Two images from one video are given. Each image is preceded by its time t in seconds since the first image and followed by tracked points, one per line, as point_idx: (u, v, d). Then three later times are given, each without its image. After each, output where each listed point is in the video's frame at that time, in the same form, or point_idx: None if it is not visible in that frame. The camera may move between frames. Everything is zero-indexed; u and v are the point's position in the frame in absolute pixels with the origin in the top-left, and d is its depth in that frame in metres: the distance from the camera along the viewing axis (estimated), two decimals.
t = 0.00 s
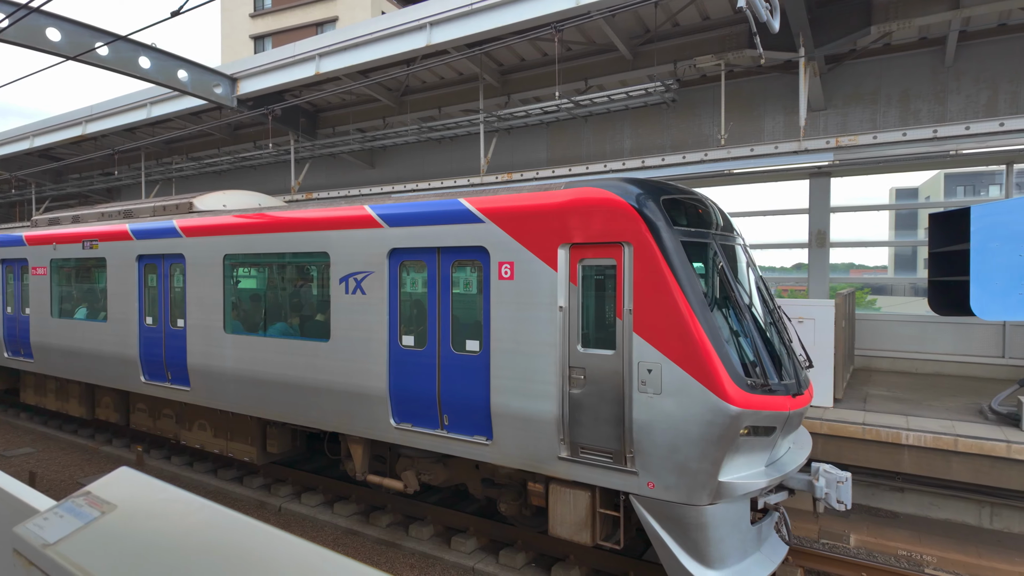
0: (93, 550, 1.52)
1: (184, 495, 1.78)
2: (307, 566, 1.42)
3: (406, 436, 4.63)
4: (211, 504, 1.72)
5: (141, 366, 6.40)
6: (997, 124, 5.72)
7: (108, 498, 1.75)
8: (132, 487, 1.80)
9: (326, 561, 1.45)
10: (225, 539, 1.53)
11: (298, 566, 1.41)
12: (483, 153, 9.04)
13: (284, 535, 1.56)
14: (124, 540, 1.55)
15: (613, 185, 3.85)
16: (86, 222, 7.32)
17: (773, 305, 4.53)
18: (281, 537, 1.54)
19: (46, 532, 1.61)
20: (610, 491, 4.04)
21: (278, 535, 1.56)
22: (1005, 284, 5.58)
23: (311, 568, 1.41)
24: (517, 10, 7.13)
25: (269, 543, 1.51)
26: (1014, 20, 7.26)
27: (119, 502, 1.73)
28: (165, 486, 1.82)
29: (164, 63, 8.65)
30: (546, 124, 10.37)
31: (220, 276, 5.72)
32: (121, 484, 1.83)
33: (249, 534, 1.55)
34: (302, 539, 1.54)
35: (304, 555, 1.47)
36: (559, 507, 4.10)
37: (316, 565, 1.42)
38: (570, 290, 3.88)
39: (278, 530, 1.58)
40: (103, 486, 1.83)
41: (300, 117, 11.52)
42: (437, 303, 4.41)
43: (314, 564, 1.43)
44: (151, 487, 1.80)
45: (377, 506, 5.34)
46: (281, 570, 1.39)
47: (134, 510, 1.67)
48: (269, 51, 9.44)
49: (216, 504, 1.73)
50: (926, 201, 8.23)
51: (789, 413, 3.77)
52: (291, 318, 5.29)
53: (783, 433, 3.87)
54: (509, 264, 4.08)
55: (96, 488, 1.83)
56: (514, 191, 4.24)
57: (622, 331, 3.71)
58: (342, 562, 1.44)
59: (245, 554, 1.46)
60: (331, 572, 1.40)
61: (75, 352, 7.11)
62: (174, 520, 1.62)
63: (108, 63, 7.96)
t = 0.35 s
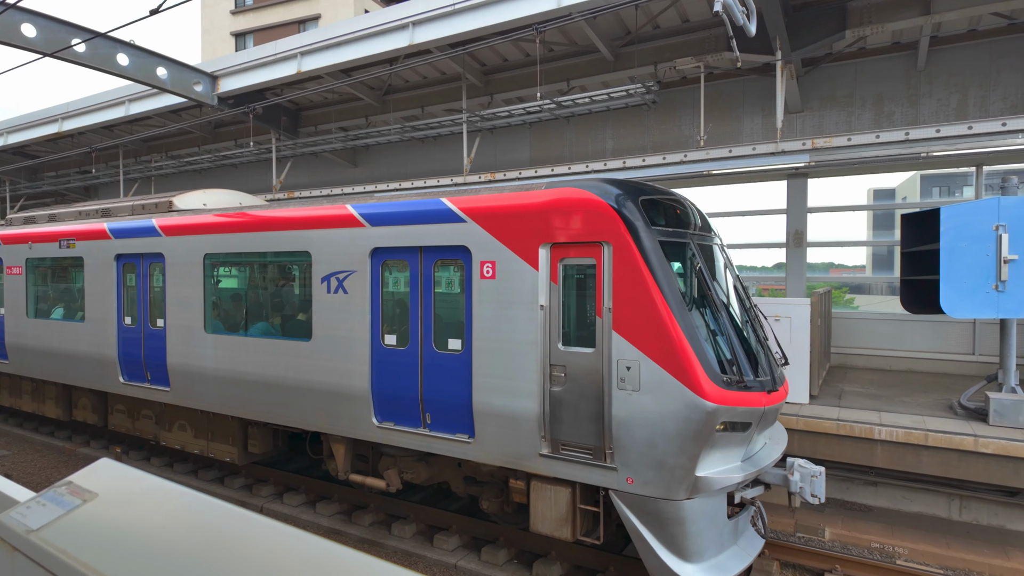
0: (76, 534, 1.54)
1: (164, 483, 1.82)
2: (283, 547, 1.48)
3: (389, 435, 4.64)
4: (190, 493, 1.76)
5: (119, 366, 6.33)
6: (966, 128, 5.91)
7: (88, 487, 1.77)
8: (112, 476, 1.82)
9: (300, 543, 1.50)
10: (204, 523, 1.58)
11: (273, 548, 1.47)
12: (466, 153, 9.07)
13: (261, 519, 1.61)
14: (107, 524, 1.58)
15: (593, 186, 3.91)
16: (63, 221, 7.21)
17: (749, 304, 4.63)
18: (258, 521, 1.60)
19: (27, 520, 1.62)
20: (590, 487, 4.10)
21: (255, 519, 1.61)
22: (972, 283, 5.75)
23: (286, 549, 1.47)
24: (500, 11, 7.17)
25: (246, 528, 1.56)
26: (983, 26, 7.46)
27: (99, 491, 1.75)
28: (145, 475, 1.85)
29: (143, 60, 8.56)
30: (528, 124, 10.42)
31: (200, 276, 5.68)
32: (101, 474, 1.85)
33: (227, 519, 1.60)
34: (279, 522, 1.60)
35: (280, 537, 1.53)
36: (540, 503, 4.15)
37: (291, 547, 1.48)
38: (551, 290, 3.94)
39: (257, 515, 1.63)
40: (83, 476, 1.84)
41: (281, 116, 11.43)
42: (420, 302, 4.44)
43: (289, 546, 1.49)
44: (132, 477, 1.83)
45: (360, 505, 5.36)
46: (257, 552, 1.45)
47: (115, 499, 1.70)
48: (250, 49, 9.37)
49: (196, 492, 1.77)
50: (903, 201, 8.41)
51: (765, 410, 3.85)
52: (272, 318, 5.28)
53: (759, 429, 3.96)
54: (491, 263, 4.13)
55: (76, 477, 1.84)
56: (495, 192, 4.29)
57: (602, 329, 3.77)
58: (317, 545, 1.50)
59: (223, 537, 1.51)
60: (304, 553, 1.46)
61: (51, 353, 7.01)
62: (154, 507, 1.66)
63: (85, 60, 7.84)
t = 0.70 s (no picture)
0: (79, 511, 1.64)
1: (156, 469, 1.92)
2: (270, 522, 1.59)
3: (377, 433, 4.67)
4: (180, 475, 1.87)
5: (105, 365, 6.30)
6: (944, 129, 6.06)
7: (85, 472, 1.87)
8: (107, 463, 1.93)
9: (285, 517, 1.61)
10: (196, 502, 1.69)
11: (261, 523, 1.58)
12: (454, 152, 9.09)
13: (249, 499, 1.72)
14: (106, 501, 1.69)
15: (579, 186, 3.97)
16: (46, 219, 7.15)
17: (733, 302, 4.71)
18: (247, 500, 1.71)
19: (28, 500, 1.71)
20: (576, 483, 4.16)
21: (244, 499, 1.72)
22: (949, 281, 5.89)
23: (273, 523, 1.58)
24: (487, 11, 7.21)
25: (235, 506, 1.67)
26: (962, 29, 7.61)
27: (95, 475, 1.86)
28: (138, 462, 1.96)
29: (128, 57, 8.50)
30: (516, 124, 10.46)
31: (187, 274, 5.67)
32: (97, 460, 1.95)
33: (218, 499, 1.71)
34: (266, 501, 1.71)
35: (268, 513, 1.64)
36: (527, 499, 4.21)
37: (278, 521, 1.59)
38: (538, 288, 3.99)
39: (246, 496, 1.74)
40: (79, 463, 1.94)
41: (269, 114, 11.39)
42: (408, 301, 4.48)
43: (276, 520, 1.60)
44: (126, 463, 1.94)
45: (347, 503, 5.38)
46: (246, 526, 1.56)
47: (112, 481, 1.81)
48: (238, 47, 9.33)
49: (187, 476, 1.88)
50: (887, 201, 8.56)
51: (747, 406, 3.93)
52: (260, 317, 5.29)
53: (741, 425, 4.04)
54: (478, 262, 4.17)
55: (72, 464, 1.94)
56: (483, 191, 4.33)
57: (587, 327, 3.83)
58: (301, 519, 1.61)
59: (214, 514, 1.62)
60: (289, 526, 1.57)
61: (35, 353, 6.96)
62: (147, 489, 1.76)
63: (69, 57, 7.77)
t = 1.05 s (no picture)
0: (81, 497, 1.69)
1: (155, 457, 1.98)
2: (265, 505, 1.65)
3: (369, 430, 4.71)
4: (179, 464, 1.93)
5: (96, 365, 6.29)
6: (929, 130, 6.14)
7: (86, 461, 1.93)
8: (108, 452, 1.98)
9: (279, 501, 1.68)
10: (194, 488, 1.75)
11: (256, 506, 1.64)
12: (446, 151, 9.11)
13: (244, 484, 1.79)
14: (107, 487, 1.74)
15: (569, 186, 4.02)
16: (36, 217, 7.12)
17: (721, 301, 4.78)
18: (243, 485, 1.77)
19: (32, 489, 1.76)
20: (566, 480, 4.22)
21: (240, 484, 1.78)
22: (933, 280, 5.99)
23: (268, 506, 1.64)
24: (479, 11, 7.24)
25: (232, 491, 1.74)
26: (947, 32, 7.73)
27: (96, 463, 1.91)
28: (137, 451, 2.02)
29: (118, 55, 8.45)
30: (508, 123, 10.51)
31: (179, 274, 5.68)
32: (98, 451, 2.01)
33: (215, 484, 1.78)
34: (261, 486, 1.77)
35: (264, 497, 1.70)
36: (518, 495, 4.26)
37: (272, 504, 1.65)
38: (528, 287, 4.04)
39: (242, 482, 1.80)
40: (81, 453, 2.00)
41: (261, 113, 11.37)
42: (400, 300, 4.52)
43: (270, 503, 1.66)
44: (127, 452, 2.00)
45: (340, 500, 5.41)
46: (242, 509, 1.62)
47: (113, 469, 1.87)
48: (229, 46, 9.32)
49: (184, 464, 1.94)
50: (878, 201, 8.65)
51: (734, 402, 3.99)
52: (252, 316, 5.30)
53: (729, 421, 4.11)
54: (469, 261, 4.22)
55: (75, 454, 1.99)
56: (474, 190, 4.37)
57: (577, 325, 3.89)
58: (294, 502, 1.67)
59: (211, 498, 1.68)
60: (283, 508, 1.63)
61: (25, 352, 6.94)
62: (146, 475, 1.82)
63: (58, 54, 7.72)
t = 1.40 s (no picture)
0: (83, 491, 1.72)
1: (155, 453, 2.01)
2: (263, 497, 1.69)
3: (363, 429, 4.73)
4: (179, 459, 1.96)
5: (89, 364, 6.28)
6: (918, 131, 6.15)
7: (87, 457, 1.95)
8: (109, 448, 2.01)
9: (277, 493, 1.71)
10: (195, 482, 1.78)
11: (254, 498, 1.68)
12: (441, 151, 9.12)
13: (243, 478, 1.82)
14: (108, 482, 1.77)
15: (562, 186, 4.05)
16: (28, 216, 7.09)
17: (712, 301, 4.82)
18: (242, 479, 1.81)
19: (35, 484, 1.79)
20: (559, 478, 4.25)
21: (239, 479, 1.81)
22: (921, 280, 6.06)
23: (266, 499, 1.68)
24: (473, 11, 7.26)
25: (231, 485, 1.76)
26: (936, 34, 7.81)
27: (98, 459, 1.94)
28: (138, 449, 2.04)
29: (110, 54, 8.40)
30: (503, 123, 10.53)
31: (173, 273, 5.68)
32: (99, 447, 2.03)
33: (215, 479, 1.80)
34: (260, 481, 1.80)
35: (261, 490, 1.73)
36: (511, 493, 4.30)
37: (270, 497, 1.69)
38: (522, 286, 4.07)
39: (241, 477, 1.83)
40: (83, 449, 2.02)
41: (254, 112, 11.35)
42: (394, 300, 4.54)
43: (269, 497, 1.69)
44: (128, 449, 2.02)
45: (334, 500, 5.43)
46: (240, 501, 1.66)
47: (115, 465, 1.89)
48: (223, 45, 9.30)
49: (185, 459, 1.97)
50: (870, 200, 8.73)
51: (725, 401, 4.03)
52: (246, 315, 5.31)
53: (720, 419, 4.15)
54: (463, 260, 4.24)
55: (77, 450, 2.02)
56: (468, 190, 4.40)
57: (570, 325, 3.92)
58: (291, 494, 1.71)
59: (211, 492, 1.71)
60: (280, 500, 1.67)
61: (17, 352, 6.91)
62: (147, 469, 1.86)
63: (51, 53, 7.67)
